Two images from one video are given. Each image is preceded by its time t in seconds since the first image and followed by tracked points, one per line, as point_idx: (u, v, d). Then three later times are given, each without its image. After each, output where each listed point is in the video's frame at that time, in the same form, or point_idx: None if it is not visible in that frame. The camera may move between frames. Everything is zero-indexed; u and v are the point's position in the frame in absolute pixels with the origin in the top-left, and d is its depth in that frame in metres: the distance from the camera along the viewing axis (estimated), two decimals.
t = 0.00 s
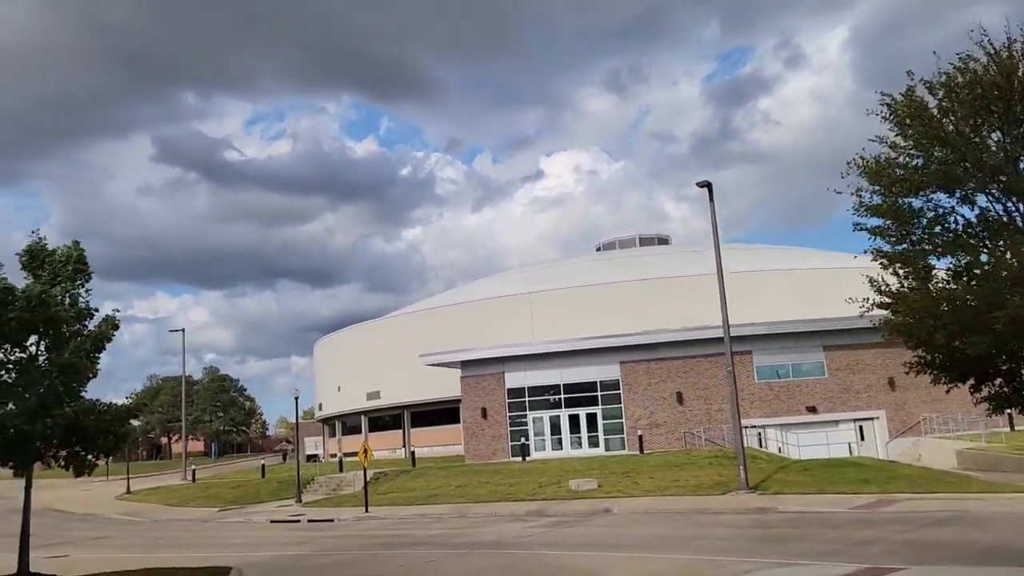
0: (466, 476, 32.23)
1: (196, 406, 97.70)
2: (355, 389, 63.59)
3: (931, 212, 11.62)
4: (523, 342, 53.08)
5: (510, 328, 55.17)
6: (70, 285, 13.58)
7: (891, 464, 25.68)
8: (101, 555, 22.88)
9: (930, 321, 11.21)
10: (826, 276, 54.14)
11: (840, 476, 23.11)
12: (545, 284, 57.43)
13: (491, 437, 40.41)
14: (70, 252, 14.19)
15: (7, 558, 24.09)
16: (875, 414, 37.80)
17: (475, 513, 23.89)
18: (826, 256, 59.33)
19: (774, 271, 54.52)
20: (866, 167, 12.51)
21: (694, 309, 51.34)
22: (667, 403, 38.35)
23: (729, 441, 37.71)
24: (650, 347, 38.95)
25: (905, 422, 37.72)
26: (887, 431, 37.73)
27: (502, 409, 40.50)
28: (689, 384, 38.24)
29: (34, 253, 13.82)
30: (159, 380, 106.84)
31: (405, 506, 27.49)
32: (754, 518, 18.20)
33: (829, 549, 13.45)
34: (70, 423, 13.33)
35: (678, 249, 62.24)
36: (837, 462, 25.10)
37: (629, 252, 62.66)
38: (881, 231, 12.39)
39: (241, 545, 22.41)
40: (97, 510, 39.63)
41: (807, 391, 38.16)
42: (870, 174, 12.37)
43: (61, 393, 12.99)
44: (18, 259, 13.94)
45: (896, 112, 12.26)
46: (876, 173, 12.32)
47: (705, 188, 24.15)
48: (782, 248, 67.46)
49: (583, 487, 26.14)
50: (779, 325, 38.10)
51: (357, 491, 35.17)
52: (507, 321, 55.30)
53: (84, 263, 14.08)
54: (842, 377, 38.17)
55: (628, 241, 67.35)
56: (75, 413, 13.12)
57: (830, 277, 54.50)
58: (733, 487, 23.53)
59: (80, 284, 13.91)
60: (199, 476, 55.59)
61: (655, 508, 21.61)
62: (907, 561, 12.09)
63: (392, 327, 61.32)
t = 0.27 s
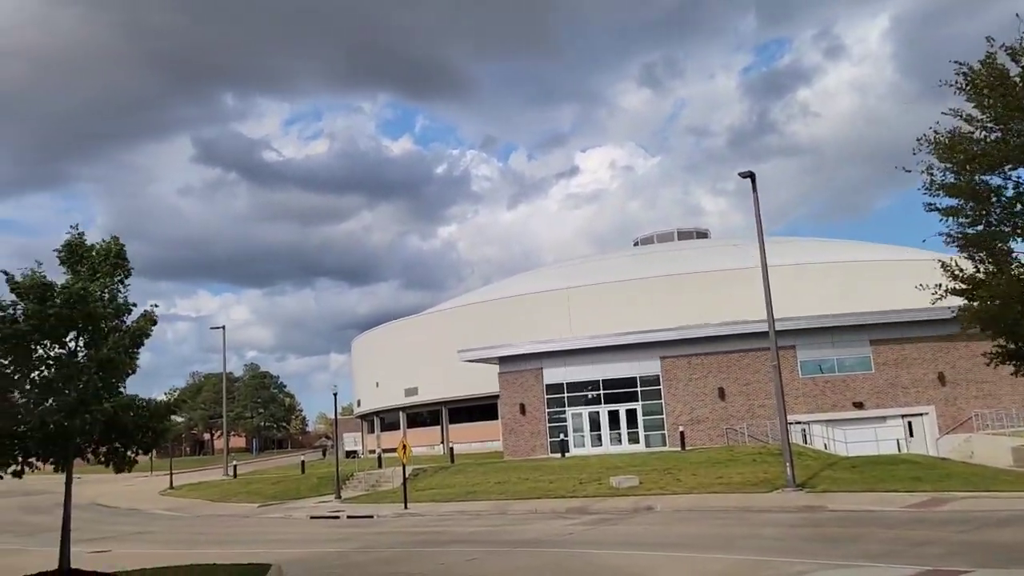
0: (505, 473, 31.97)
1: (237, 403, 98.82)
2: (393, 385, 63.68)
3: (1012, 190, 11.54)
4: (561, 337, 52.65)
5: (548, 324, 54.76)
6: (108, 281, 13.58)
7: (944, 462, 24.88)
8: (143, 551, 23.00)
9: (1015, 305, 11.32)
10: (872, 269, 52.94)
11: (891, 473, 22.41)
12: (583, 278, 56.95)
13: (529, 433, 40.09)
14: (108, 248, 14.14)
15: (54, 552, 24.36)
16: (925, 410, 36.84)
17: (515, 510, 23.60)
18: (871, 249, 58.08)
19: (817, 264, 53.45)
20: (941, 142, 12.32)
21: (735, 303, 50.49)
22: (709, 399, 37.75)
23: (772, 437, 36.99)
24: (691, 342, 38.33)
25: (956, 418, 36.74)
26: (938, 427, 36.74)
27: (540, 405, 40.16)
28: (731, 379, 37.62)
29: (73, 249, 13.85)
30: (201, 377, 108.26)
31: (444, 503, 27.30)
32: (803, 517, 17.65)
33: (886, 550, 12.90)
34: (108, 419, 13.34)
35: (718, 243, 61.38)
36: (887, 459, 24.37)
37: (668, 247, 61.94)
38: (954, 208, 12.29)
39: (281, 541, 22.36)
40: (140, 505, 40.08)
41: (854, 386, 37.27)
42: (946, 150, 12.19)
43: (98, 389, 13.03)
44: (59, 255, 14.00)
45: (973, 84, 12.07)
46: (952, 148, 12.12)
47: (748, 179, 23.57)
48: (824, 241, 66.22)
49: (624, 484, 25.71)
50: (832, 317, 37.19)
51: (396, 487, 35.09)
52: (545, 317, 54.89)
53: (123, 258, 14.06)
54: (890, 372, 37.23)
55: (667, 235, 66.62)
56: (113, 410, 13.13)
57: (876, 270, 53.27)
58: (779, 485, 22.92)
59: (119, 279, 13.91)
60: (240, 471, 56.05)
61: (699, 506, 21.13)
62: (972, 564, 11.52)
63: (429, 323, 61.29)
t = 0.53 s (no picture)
0: (546, 464, 31.68)
1: (280, 394, 99.86)
2: (432, 376, 63.71)
3: None
4: (601, 327, 52.16)
5: (587, 314, 54.29)
6: (146, 269, 13.53)
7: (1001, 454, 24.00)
8: (187, 540, 23.14)
9: None
10: (922, 255, 51.57)
11: (946, 465, 21.66)
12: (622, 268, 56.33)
13: (569, 423, 39.72)
14: (146, 235, 14.07)
15: (100, 541, 24.63)
16: (980, 400, 35.68)
17: (556, 501, 23.27)
18: (920, 235, 56.61)
19: (864, 250, 52.17)
20: None
21: (779, 291, 49.53)
22: (754, 389, 37.04)
23: (820, 428, 36.20)
24: (734, 332, 37.62)
25: (1013, 408, 35.48)
26: (994, 418, 35.53)
27: (580, 395, 39.76)
28: (776, 369, 36.85)
29: (111, 236, 13.83)
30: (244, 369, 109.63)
31: (484, 494, 27.10)
32: (856, 510, 17.07)
33: (948, 546, 12.32)
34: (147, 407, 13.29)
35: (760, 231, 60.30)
36: (942, 451, 23.59)
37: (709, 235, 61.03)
38: None
39: (322, 531, 22.34)
40: (184, 495, 40.57)
41: (905, 375, 36.24)
42: None
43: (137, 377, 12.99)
44: (98, 243, 13.99)
45: None
46: None
47: (794, 161, 22.90)
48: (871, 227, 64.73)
49: (667, 475, 25.25)
50: (900, 302, 36.18)
51: (436, 478, 35.01)
52: (584, 306, 54.41)
53: (161, 245, 14.00)
54: (943, 361, 36.16)
55: (708, 223, 65.64)
56: (152, 398, 13.08)
57: (925, 256, 51.84)
58: (829, 477, 22.27)
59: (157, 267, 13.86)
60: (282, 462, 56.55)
61: (745, 498, 20.62)
62: None
63: (468, 314, 61.16)
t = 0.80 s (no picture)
0: (584, 461, 31.22)
1: (318, 391, 100.48)
2: (468, 373, 63.47)
3: None
4: (639, 323, 51.51)
5: (625, 309, 53.64)
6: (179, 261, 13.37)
7: None
8: (225, 536, 23.09)
9: None
10: (972, 248, 50.09)
11: (1004, 463, 20.84)
12: (661, 263, 55.58)
13: (608, 420, 39.17)
14: (177, 227, 14.01)
15: (139, 536, 24.66)
16: None
17: (596, 499, 22.78)
18: (969, 227, 55.05)
19: (910, 242, 50.86)
20: None
21: (823, 285, 48.47)
22: (797, 385, 36.21)
23: (866, 425, 35.29)
24: (777, 326, 36.82)
25: None
26: None
27: (619, 391, 39.18)
28: (821, 365, 35.99)
29: (145, 228, 13.71)
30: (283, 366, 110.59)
31: (523, 491, 26.74)
32: (911, 510, 16.37)
33: (1018, 547, 11.63)
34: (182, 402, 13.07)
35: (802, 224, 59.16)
36: (998, 449, 22.71)
37: (749, 229, 60.00)
38: None
39: (360, 528, 22.14)
40: (223, 491, 40.73)
41: (956, 370, 35.22)
42: None
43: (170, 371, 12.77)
44: (132, 235, 13.90)
45: None
46: None
47: (842, 149, 22.16)
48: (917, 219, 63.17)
49: (709, 473, 24.68)
50: (947, 294, 36.33)
51: (473, 475, 34.71)
52: (622, 302, 53.78)
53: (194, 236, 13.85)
54: (996, 356, 35.20)
55: (747, 217, 64.62)
56: (186, 393, 12.84)
57: (975, 248, 50.39)
58: (880, 474, 21.57)
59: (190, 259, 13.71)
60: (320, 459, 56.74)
61: (793, 497, 19.98)
62: None
63: (504, 311, 60.89)
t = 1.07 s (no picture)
0: (617, 451, 30.82)
1: (349, 382, 100.93)
2: (499, 363, 63.25)
3: None
4: (673, 311, 50.86)
5: (658, 298, 52.99)
6: (203, 248, 13.30)
7: None
8: (257, 526, 23.05)
9: None
10: (1016, 233, 48.70)
11: None
12: (693, 250, 54.83)
13: (641, 410, 38.69)
14: (202, 213, 13.91)
15: (173, 526, 24.71)
16: None
17: (631, 490, 22.39)
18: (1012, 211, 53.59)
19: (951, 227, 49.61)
20: None
21: (861, 271, 47.46)
22: (835, 374, 35.46)
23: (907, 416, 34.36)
24: (814, 314, 36.09)
25: None
26: None
27: (652, 381, 38.65)
28: (859, 353, 35.18)
29: (169, 216, 13.65)
30: (315, 357, 111.26)
31: (555, 481, 26.41)
32: (959, 502, 15.79)
33: None
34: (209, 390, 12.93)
35: (838, 211, 58.01)
36: None
37: (783, 215, 58.99)
38: None
39: (391, 519, 21.97)
40: (256, 480, 40.92)
41: (1000, 358, 34.33)
42: None
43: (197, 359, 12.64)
44: (158, 222, 13.84)
45: None
46: None
47: (883, 129, 21.44)
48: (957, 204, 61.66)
49: (746, 463, 24.17)
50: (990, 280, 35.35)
51: (505, 465, 34.46)
52: (655, 291, 53.14)
53: (219, 224, 13.80)
54: None
55: (781, 203, 63.53)
56: (213, 380, 12.69)
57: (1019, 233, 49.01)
58: (924, 465, 20.95)
59: (215, 246, 13.66)
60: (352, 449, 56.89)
61: (834, 488, 19.44)
62: None
63: (535, 300, 60.55)
